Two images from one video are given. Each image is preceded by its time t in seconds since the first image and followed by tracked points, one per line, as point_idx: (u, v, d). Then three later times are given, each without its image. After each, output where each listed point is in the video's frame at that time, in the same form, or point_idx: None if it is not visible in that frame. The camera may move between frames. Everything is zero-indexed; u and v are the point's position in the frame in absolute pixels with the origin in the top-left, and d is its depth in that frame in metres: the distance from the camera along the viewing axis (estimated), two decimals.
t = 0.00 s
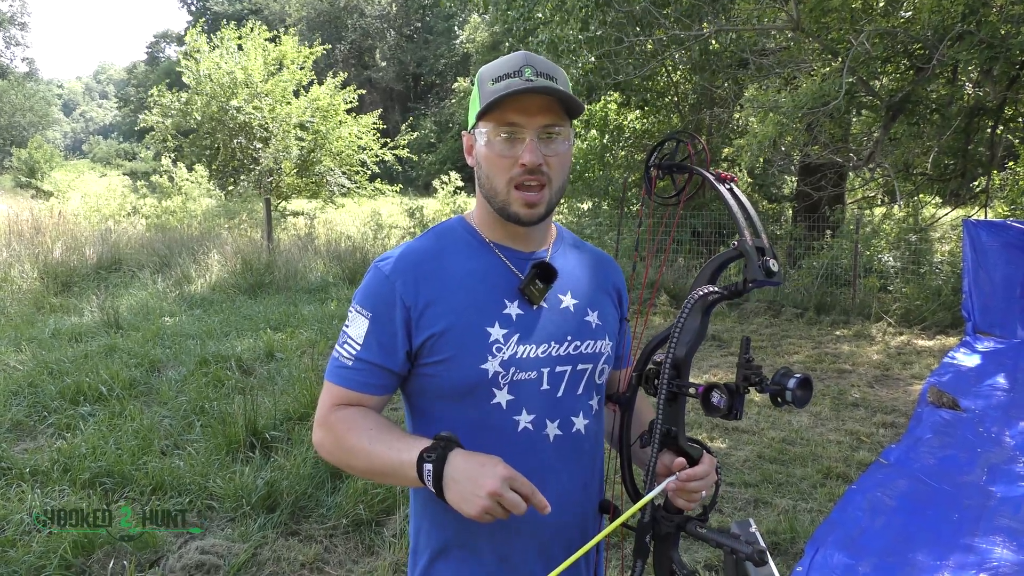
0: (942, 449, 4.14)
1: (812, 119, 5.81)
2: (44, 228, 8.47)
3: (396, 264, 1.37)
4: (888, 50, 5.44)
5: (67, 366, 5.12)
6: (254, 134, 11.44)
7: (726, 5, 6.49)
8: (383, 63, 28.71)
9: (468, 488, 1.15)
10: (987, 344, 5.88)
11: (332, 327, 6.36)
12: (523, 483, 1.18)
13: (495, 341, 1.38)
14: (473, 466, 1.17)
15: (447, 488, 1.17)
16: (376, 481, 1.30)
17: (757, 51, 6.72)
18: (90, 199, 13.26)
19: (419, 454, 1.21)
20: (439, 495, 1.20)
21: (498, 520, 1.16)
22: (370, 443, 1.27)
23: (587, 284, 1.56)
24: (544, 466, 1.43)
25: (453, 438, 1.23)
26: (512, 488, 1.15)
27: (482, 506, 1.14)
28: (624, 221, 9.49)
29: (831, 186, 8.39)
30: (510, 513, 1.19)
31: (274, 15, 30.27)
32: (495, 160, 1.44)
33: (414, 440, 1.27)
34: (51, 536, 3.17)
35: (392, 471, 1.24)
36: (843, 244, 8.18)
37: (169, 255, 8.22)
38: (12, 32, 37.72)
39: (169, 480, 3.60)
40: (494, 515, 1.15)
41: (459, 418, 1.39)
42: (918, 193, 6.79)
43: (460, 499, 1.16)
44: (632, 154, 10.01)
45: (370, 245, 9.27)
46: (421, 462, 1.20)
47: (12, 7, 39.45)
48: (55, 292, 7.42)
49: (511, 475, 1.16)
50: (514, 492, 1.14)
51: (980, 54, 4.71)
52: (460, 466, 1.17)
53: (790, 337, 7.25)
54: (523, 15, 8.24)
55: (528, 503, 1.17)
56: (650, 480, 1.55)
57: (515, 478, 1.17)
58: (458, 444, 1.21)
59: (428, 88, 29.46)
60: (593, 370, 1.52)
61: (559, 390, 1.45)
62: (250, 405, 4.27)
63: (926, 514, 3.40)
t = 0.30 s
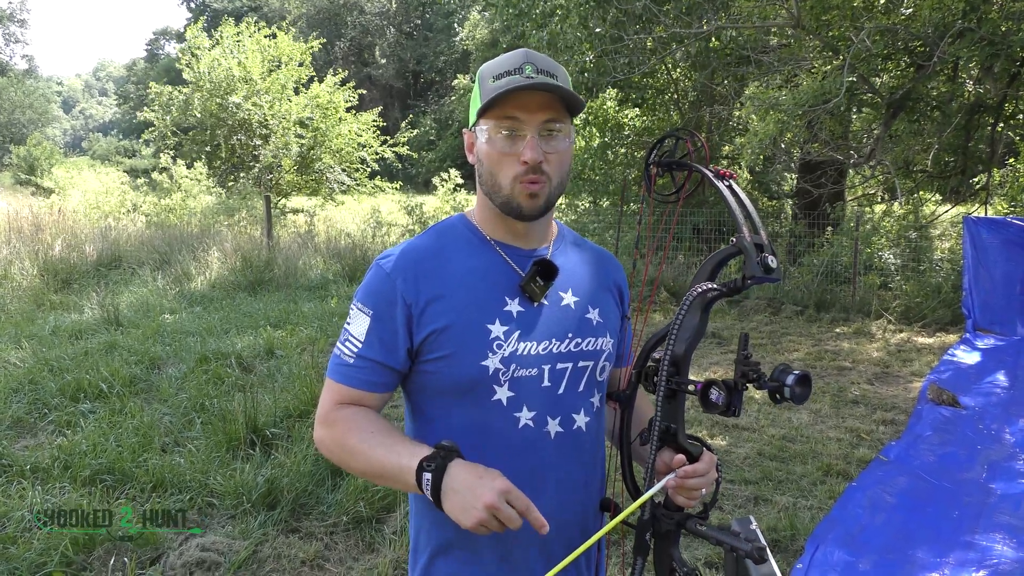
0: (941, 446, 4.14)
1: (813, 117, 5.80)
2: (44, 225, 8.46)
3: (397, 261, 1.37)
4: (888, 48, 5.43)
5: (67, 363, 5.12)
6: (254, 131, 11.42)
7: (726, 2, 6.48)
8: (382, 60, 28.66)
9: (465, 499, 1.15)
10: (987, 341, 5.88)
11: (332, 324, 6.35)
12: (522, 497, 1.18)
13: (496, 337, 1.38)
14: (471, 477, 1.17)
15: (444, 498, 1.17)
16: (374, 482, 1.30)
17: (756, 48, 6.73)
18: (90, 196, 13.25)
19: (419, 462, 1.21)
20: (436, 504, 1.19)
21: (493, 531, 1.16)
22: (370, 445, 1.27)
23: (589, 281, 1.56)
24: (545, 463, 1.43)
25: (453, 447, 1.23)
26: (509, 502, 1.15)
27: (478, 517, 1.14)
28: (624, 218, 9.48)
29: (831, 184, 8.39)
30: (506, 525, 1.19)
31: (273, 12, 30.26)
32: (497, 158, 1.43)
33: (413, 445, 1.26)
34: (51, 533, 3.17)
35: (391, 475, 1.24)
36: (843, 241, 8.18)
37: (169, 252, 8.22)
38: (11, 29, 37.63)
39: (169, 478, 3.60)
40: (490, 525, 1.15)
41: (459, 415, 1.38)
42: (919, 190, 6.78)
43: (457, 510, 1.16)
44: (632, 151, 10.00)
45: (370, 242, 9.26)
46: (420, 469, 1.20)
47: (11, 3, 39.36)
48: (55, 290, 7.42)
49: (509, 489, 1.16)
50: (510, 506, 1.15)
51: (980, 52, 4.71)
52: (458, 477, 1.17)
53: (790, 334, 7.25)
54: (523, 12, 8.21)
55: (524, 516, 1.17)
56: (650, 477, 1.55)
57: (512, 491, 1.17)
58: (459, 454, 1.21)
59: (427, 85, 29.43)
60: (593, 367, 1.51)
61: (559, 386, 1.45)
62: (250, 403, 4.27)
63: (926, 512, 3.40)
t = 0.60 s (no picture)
0: (943, 445, 4.14)
1: (815, 116, 5.79)
2: (45, 224, 8.45)
3: (398, 258, 1.37)
4: (891, 48, 5.42)
5: (69, 362, 5.12)
6: (255, 131, 11.41)
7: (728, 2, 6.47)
8: (383, 59, 28.65)
9: (417, 330, 1.15)
10: (988, 340, 5.88)
11: (333, 323, 6.35)
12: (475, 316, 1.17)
13: (497, 334, 1.38)
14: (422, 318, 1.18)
15: (406, 347, 1.17)
16: (370, 433, 1.26)
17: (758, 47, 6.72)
18: (91, 196, 13.25)
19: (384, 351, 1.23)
20: (406, 365, 1.18)
21: (450, 346, 1.13)
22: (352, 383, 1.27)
23: (590, 279, 1.56)
24: (548, 460, 1.43)
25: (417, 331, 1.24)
26: (455, 304, 1.14)
27: (428, 329, 1.13)
28: (626, 218, 9.48)
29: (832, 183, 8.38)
30: (468, 341, 1.15)
31: (274, 11, 30.27)
32: (499, 159, 1.43)
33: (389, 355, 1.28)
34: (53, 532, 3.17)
35: (364, 384, 1.24)
36: (844, 240, 8.18)
37: (170, 251, 8.22)
38: (13, 28, 37.63)
39: (172, 476, 3.60)
40: (443, 336, 1.13)
41: (460, 412, 1.38)
42: (920, 189, 6.77)
43: (414, 342, 1.15)
44: (633, 150, 9.99)
45: (371, 241, 9.26)
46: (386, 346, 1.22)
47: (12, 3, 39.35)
48: (57, 289, 7.42)
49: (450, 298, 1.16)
50: (452, 306, 1.13)
51: (983, 51, 4.73)
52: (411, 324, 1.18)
53: (791, 334, 7.25)
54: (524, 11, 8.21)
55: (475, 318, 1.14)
56: (655, 476, 1.55)
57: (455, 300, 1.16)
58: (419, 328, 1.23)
59: (428, 85, 29.43)
60: (595, 364, 1.51)
61: (561, 384, 1.45)
62: (252, 402, 4.27)
63: (927, 511, 3.40)
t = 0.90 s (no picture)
0: (944, 444, 4.14)
1: (816, 115, 5.78)
2: (46, 222, 8.45)
3: (400, 256, 1.37)
4: (893, 47, 5.41)
5: (70, 360, 5.12)
6: (256, 129, 11.40)
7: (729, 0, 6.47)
8: (384, 58, 28.63)
9: (408, 348, 1.14)
10: (989, 340, 5.88)
11: (334, 321, 6.34)
12: (470, 338, 1.15)
13: (501, 332, 1.38)
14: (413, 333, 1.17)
15: (396, 363, 1.16)
16: (361, 439, 1.27)
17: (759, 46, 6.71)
18: (92, 194, 13.26)
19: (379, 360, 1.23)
20: (395, 380, 1.17)
21: (440, 369, 1.12)
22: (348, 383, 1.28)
23: (593, 277, 1.56)
24: (551, 457, 1.43)
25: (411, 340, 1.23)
26: (446, 324, 1.11)
27: (419, 350, 1.12)
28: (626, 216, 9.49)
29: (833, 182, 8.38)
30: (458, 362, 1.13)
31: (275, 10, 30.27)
32: (503, 156, 1.43)
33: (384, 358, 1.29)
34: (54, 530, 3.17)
35: (357, 392, 1.25)
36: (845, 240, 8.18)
37: (171, 249, 8.22)
38: (14, 27, 37.64)
39: (173, 474, 3.60)
40: (433, 359, 1.12)
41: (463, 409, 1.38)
42: (921, 188, 6.76)
43: (404, 361, 1.14)
44: (634, 149, 9.98)
45: (372, 240, 9.26)
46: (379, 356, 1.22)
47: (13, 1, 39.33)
48: (58, 286, 7.42)
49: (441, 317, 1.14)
50: (440, 327, 1.11)
51: (985, 50, 4.73)
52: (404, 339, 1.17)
53: (792, 333, 7.25)
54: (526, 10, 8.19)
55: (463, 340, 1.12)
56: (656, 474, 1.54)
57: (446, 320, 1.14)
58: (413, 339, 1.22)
59: (429, 83, 29.43)
60: (598, 362, 1.51)
61: (564, 381, 1.44)
62: (253, 400, 4.27)
63: (928, 510, 3.40)
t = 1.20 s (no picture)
0: (945, 443, 4.13)
1: (818, 114, 5.77)
2: (48, 222, 8.46)
3: (399, 257, 1.37)
4: (895, 45, 5.40)
5: (73, 359, 5.13)
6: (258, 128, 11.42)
7: None
8: (385, 57, 28.64)
9: (433, 429, 1.14)
10: (992, 338, 5.87)
11: (335, 320, 6.35)
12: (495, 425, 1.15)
13: (498, 332, 1.38)
14: (439, 409, 1.16)
15: (418, 436, 1.16)
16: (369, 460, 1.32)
17: (760, 45, 6.71)
18: (94, 193, 13.27)
19: (396, 413, 1.21)
20: (413, 446, 1.19)
21: (463, 458, 1.13)
22: (357, 411, 1.29)
23: (591, 277, 1.55)
24: (549, 458, 1.43)
25: (429, 395, 1.22)
26: (477, 419, 1.11)
27: (446, 439, 1.12)
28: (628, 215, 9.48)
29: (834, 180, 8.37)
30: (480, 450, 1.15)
31: (275, 9, 30.35)
32: (499, 156, 1.43)
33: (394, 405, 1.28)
34: (56, 529, 3.18)
35: (370, 433, 1.26)
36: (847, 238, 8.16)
37: (173, 249, 8.23)
38: (16, 27, 37.71)
39: (175, 473, 3.61)
40: (458, 449, 1.12)
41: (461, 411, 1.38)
42: (924, 186, 6.74)
43: (428, 442, 1.14)
44: (635, 148, 9.98)
45: (373, 239, 9.26)
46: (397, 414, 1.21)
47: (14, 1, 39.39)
48: (60, 286, 7.44)
49: (470, 406, 1.14)
50: (472, 423, 1.11)
51: (987, 49, 4.70)
52: (429, 416, 1.16)
53: (793, 331, 7.24)
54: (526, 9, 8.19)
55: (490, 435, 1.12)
56: (653, 473, 1.54)
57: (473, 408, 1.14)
58: (433, 398, 1.21)
59: (429, 82, 29.43)
60: (597, 362, 1.51)
61: (563, 382, 1.44)
62: (254, 399, 4.27)
63: (929, 509, 3.40)
